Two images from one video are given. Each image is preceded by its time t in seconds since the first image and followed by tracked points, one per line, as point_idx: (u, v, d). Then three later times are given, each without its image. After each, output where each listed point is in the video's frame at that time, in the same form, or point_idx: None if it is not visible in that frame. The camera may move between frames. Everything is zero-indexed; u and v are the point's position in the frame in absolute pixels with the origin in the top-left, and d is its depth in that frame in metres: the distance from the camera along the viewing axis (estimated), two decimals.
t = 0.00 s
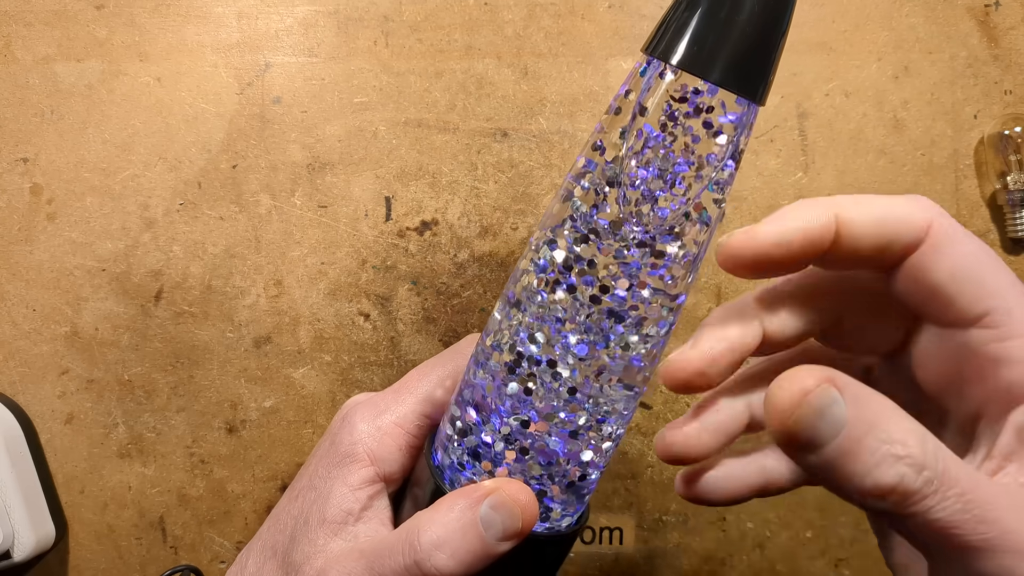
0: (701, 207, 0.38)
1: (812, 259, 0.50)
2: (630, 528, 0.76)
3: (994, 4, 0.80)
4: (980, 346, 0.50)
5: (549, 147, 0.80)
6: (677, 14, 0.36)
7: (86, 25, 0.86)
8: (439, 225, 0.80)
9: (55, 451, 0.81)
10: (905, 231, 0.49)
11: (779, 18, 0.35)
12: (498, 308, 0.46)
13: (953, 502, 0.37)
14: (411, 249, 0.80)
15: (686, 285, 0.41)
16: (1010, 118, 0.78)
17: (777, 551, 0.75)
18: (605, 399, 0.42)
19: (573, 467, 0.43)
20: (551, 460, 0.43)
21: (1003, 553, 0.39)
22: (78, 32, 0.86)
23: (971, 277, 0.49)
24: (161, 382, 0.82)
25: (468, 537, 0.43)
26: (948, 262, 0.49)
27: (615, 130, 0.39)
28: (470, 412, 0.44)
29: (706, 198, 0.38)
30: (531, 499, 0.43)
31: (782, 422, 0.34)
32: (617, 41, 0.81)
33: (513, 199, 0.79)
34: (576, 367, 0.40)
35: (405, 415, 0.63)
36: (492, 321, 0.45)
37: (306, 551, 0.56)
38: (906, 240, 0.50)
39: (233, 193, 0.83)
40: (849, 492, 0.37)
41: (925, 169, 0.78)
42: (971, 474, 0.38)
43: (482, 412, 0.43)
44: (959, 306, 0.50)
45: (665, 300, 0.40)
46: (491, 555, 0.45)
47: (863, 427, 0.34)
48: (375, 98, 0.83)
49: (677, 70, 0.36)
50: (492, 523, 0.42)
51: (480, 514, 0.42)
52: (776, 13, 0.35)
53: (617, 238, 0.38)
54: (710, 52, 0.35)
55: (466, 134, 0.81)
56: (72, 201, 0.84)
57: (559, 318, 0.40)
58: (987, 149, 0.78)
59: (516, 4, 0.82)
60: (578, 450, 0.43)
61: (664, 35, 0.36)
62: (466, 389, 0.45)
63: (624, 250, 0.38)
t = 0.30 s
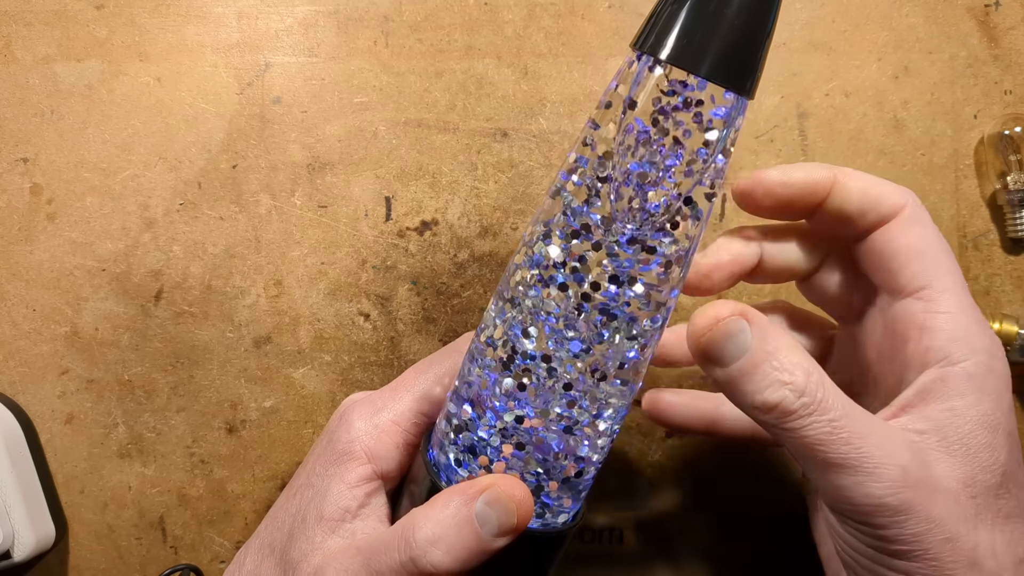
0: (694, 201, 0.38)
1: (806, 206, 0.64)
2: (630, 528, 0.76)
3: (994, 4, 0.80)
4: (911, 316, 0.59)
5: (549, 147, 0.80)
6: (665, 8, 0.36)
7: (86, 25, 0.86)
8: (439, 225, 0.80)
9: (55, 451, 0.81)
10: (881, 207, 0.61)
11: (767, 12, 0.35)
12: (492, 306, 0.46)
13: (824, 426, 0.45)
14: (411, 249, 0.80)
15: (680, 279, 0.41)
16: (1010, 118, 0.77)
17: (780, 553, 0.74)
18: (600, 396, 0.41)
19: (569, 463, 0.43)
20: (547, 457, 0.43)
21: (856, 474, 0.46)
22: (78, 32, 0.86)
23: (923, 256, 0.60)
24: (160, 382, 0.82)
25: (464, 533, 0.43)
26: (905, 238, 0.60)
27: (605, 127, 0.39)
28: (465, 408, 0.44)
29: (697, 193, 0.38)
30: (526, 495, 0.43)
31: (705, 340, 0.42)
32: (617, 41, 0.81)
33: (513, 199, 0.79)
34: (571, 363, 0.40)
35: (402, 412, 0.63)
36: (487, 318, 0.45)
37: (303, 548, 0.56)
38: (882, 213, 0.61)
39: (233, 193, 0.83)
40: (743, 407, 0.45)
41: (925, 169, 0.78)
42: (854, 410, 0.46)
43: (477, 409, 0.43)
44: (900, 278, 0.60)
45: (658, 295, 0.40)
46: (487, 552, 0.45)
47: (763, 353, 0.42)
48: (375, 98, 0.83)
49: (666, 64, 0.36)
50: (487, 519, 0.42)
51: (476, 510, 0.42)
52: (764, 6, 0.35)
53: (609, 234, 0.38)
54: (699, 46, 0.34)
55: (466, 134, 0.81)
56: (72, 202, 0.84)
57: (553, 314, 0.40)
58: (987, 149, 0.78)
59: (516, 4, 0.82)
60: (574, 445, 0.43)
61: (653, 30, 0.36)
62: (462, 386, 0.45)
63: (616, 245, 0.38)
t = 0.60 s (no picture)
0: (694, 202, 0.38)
1: (749, 210, 0.64)
2: (630, 528, 0.76)
3: (994, 4, 0.80)
4: (850, 326, 0.60)
5: (549, 147, 0.80)
6: (666, 11, 0.36)
7: (86, 25, 0.86)
8: (439, 225, 0.80)
9: (55, 451, 0.81)
10: (823, 216, 0.62)
11: (766, 15, 0.35)
12: (490, 308, 0.46)
13: (754, 452, 0.46)
14: (411, 249, 0.80)
15: (678, 280, 0.41)
16: (1010, 118, 0.78)
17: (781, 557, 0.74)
18: (598, 397, 0.42)
19: (568, 464, 0.43)
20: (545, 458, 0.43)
21: (789, 496, 0.47)
22: (78, 32, 0.86)
23: (862, 268, 0.61)
24: (160, 382, 0.82)
25: (461, 535, 0.43)
26: (847, 249, 0.61)
27: (606, 130, 0.39)
28: (465, 410, 0.44)
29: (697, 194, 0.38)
30: (524, 496, 0.42)
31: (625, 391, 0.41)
32: (617, 42, 0.81)
33: (513, 199, 0.80)
34: (570, 365, 0.40)
35: (402, 414, 0.63)
36: (485, 320, 0.45)
37: (301, 549, 0.56)
38: (823, 222, 0.62)
39: (233, 193, 0.83)
40: (676, 436, 0.46)
41: (925, 169, 0.78)
42: (785, 431, 0.47)
43: (476, 411, 0.43)
44: (842, 289, 0.61)
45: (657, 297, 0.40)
46: (485, 553, 0.44)
47: (690, 387, 0.43)
48: (375, 98, 0.83)
49: (666, 67, 0.36)
50: (485, 520, 0.42)
51: (473, 511, 0.42)
52: (764, 8, 0.35)
53: (608, 235, 0.38)
54: (699, 48, 0.35)
55: (466, 134, 0.81)
56: (72, 201, 0.84)
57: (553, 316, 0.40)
58: (987, 149, 0.78)
59: (516, 4, 0.82)
60: (572, 447, 0.43)
61: (652, 33, 0.36)
62: (460, 388, 0.45)
63: (615, 247, 0.38)
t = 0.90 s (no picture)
0: (694, 205, 0.38)
1: (737, 232, 0.64)
2: (630, 528, 0.76)
3: (994, 4, 0.80)
4: (843, 356, 0.59)
5: (549, 147, 0.80)
6: (665, 13, 0.36)
7: (86, 25, 0.86)
8: (439, 225, 0.80)
9: (55, 451, 0.81)
10: (811, 240, 0.62)
11: (766, 17, 0.35)
12: (490, 308, 0.45)
13: (741, 498, 0.47)
14: (411, 249, 0.80)
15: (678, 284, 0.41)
16: (1010, 118, 0.77)
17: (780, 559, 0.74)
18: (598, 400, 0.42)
19: (568, 465, 0.44)
20: (545, 459, 0.43)
21: (783, 540, 0.48)
22: (78, 32, 0.86)
23: (847, 296, 0.60)
24: (160, 382, 0.82)
25: (461, 536, 0.43)
26: (835, 275, 0.61)
27: (606, 133, 0.39)
28: (465, 411, 0.44)
29: (698, 197, 0.38)
30: (524, 498, 0.42)
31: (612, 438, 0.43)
32: (616, 42, 0.81)
33: (513, 199, 0.80)
34: (570, 367, 0.40)
35: (401, 415, 0.63)
36: (485, 320, 0.44)
37: (301, 550, 0.56)
38: (811, 246, 0.62)
39: (233, 193, 0.83)
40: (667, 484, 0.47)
41: (926, 169, 0.79)
42: (772, 475, 0.48)
43: (476, 412, 0.43)
44: (833, 318, 0.61)
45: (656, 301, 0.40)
46: (485, 555, 0.45)
47: (673, 436, 0.44)
48: (375, 98, 0.83)
49: (666, 69, 0.36)
50: (485, 522, 0.42)
51: (473, 513, 0.42)
52: (764, 10, 0.35)
53: (607, 239, 0.38)
54: (699, 51, 0.35)
55: (466, 134, 0.81)
56: (72, 201, 0.84)
57: (553, 318, 0.40)
58: (987, 149, 0.78)
59: (516, 4, 0.82)
60: (573, 448, 0.43)
61: (652, 35, 0.36)
62: (460, 390, 0.45)
63: (616, 250, 0.38)
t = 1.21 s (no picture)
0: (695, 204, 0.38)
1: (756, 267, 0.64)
2: (631, 528, 0.76)
3: (994, 4, 0.80)
4: (882, 361, 0.58)
5: (549, 147, 0.80)
6: (668, 14, 0.36)
7: (86, 25, 0.86)
8: (439, 225, 0.80)
9: (55, 451, 0.81)
10: (832, 257, 0.62)
11: (768, 17, 0.35)
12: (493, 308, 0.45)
13: (768, 483, 0.49)
14: (411, 249, 0.80)
15: (681, 282, 0.40)
16: (1010, 118, 0.77)
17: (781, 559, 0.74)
18: (600, 399, 0.42)
19: (570, 464, 0.43)
20: (547, 459, 0.43)
21: (808, 525, 0.50)
22: (78, 32, 0.86)
23: (888, 300, 0.59)
24: (160, 382, 0.82)
25: (463, 535, 0.43)
26: (863, 284, 0.60)
27: (609, 134, 0.39)
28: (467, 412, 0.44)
29: (700, 195, 0.38)
30: (525, 497, 0.42)
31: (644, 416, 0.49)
32: (616, 41, 0.81)
33: (513, 199, 0.80)
34: (572, 368, 0.40)
35: (403, 414, 0.63)
36: (488, 320, 0.44)
37: (303, 549, 0.56)
38: (833, 262, 0.62)
39: (233, 193, 0.83)
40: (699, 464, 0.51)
41: (926, 169, 0.79)
42: (802, 463, 0.50)
43: (477, 412, 0.43)
44: (869, 325, 0.60)
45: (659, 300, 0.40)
46: (487, 553, 0.45)
47: (703, 419, 0.48)
48: (375, 98, 0.83)
49: (668, 69, 0.36)
50: (487, 521, 0.42)
51: (475, 512, 0.42)
52: (766, 10, 0.35)
53: (609, 239, 0.38)
54: (701, 51, 0.35)
55: (466, 134, 0.81)
56: (72, 202, 0.84)
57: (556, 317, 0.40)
58: (987, 149, 0.78)
59: (516, 4, 0.82)
60: (574, 447, 0.43)
61: (655, 35, 0.36)
62: (462, 389, 0.45)
63: (617, 249, 0.38)
